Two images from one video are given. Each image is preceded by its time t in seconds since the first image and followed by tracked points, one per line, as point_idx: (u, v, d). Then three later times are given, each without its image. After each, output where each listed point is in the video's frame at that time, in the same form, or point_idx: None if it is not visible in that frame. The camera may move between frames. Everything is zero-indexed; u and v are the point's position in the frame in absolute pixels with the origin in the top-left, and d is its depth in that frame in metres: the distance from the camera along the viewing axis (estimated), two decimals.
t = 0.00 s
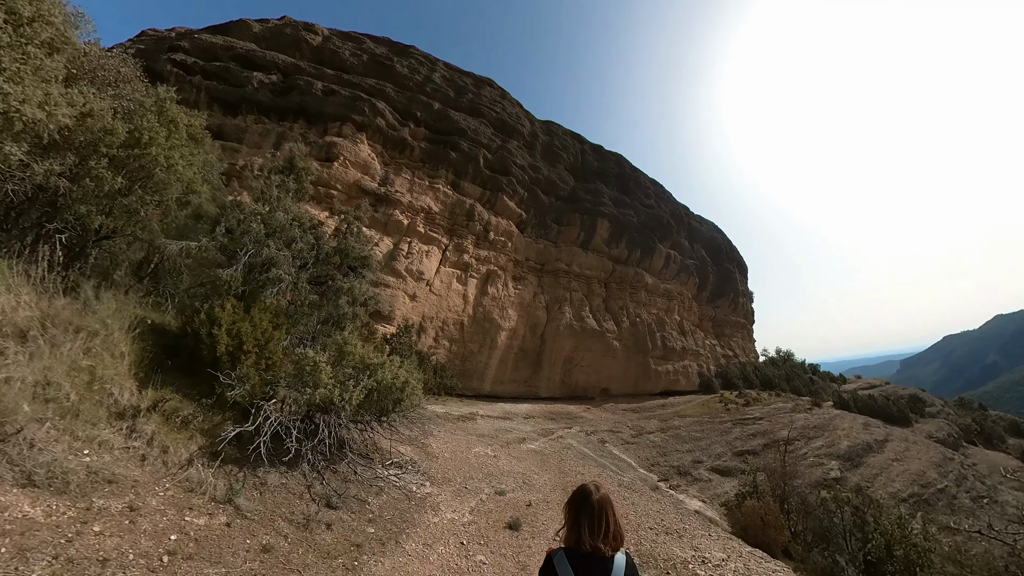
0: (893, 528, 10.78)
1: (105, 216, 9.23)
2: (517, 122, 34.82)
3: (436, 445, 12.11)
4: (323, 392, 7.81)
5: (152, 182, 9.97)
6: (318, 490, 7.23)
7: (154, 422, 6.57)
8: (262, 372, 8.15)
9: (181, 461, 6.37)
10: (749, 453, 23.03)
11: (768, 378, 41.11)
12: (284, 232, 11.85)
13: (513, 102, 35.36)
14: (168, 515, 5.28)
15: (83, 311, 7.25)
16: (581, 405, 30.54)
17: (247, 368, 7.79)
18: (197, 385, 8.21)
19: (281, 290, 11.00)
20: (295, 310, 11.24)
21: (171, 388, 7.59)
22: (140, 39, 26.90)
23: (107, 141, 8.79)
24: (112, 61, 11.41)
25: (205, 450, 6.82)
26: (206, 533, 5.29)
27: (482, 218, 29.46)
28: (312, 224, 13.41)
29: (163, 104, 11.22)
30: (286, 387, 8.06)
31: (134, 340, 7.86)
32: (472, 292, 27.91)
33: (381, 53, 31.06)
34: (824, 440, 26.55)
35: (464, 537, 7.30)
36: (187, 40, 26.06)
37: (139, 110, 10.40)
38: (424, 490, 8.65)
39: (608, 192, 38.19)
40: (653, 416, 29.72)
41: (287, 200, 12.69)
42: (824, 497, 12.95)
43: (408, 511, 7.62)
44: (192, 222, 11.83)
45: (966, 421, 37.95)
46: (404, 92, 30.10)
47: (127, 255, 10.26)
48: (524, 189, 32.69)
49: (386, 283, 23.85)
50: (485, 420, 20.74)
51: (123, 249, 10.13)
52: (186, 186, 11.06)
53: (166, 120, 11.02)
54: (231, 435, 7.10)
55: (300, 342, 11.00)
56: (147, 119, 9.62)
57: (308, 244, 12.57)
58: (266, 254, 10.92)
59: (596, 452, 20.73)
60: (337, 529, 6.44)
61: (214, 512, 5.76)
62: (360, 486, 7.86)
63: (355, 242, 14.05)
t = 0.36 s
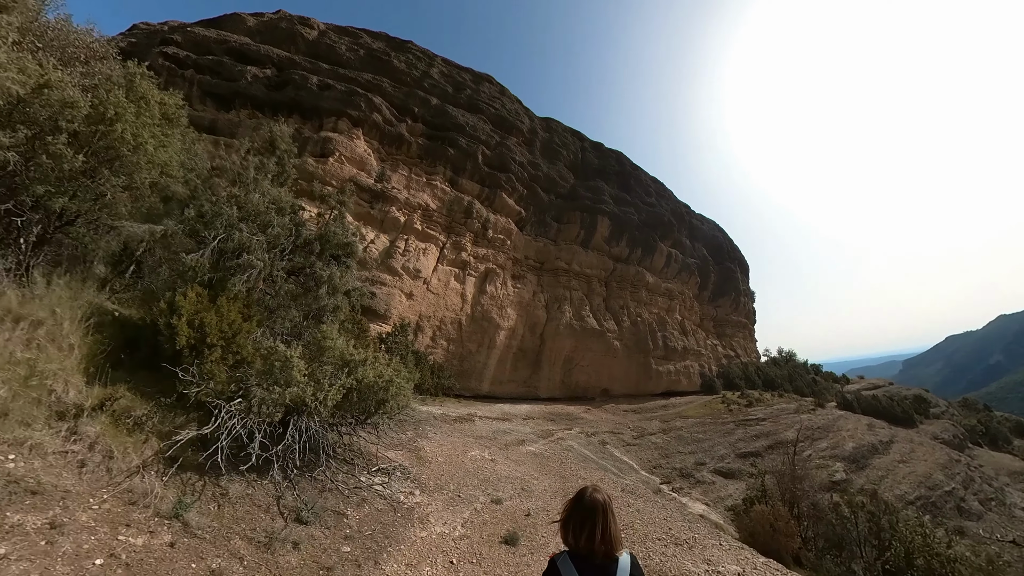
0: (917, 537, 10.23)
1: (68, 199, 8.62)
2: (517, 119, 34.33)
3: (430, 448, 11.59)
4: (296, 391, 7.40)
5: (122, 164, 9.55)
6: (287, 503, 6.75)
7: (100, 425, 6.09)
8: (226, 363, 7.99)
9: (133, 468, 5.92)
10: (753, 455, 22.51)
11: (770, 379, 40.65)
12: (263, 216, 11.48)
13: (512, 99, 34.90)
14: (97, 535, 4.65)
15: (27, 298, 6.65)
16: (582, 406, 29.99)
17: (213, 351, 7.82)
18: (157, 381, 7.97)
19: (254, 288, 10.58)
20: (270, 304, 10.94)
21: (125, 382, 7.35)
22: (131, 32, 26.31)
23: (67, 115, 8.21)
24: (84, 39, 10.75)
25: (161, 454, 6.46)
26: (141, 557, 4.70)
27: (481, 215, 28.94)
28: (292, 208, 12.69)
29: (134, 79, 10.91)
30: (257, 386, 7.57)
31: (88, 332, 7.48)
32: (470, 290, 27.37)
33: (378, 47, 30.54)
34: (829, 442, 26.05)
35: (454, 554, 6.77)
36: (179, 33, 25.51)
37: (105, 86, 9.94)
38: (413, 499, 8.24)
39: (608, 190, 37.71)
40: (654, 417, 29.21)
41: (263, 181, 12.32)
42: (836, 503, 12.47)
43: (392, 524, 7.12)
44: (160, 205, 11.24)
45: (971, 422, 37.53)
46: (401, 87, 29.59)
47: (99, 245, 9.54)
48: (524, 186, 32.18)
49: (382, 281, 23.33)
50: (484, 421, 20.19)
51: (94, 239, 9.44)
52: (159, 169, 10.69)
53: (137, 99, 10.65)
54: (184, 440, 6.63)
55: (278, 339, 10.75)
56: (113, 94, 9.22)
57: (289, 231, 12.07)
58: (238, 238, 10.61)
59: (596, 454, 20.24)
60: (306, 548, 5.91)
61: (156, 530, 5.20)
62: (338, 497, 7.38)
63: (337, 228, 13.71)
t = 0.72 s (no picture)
0: (939, 545, 9.68)
1: (35, 180, 8.78)
2: (517, 116, 33.91)
3: (425, 450, 11.15)
4: (269, 387, 6.96)
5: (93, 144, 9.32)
6: (257, 512, 6.29)
7: (45, 421, 5.56)
8: (196, 356, 7.66)
9: (83, 470, 5.48)
10: (757, 457, 22.03)
11: (773, 379, 40.20)
12: (243, 197, 11.06)
13: (512, 95, 34.49)
14: (19, 549, 4.13)
15: None
16: (582, 407, 29.51)
17: (180, 340, 7.47)
18: (119, 376, 7.55)
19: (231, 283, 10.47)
20: (251, 299, 10.67)
21: (79, 375, 6.93)
22: (125, 26, 25.85)
23: (29, 86, 7.98)
24: (58, 14, 10.37)
25: (117, 457, 6.02)
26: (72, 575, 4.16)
27: (480, 213, 28.49)
28: (275, 192, 12.58)
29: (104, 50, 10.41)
30: (227, 380, 7.24)
31: (44, 321, 7.09)
32: (469, 289, 26.92)
33: (376, 42, 30.13)
34: (833, 443, 25.58)
35: (447, 570, 6.30)
36: (174, 27, 25.11)
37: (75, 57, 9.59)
38: (404, 506, 7.81)
39: (610, 188, 37.30)
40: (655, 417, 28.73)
41: (244, 162, 11.82)
42: (848, 507, 11.97)
43: (377, 535, 6.64)
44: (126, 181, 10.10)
45: (976, 423, 37.07)
46: (399, 82, 29.17)
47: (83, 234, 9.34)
48: (524, 184, 31.75)
49: (379, 279, 22.90)
50: (483, 422, 19.69)
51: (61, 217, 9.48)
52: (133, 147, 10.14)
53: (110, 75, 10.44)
54: (140, 435, 6.26)
55: (262, 331, 10.34)
56: (83, 66, 8.92)
57: (273, 217, 11.79)
58: (211, 221, 10.01)
59: (597, 455, 19.81)
60: (273, 565, 5.42)
61: (94, 544, 4.67)
62: (318, 505, 6.93)
63: (321, 212, 13.17)
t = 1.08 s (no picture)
0: (960, 554, 9.17)
1: None
2: (517, 112, 33.48)
3: (417, 452, 10.71)
4: (228, 379, 6.51)
5: (59, 119, 9.20)
6: (212, 522, 5.77)
7: None
8: (154, 346, 7.19)
9: (17, 467, 5.12)
10: (759, 459, 21.55)
11: (775, 380, 39.71)
12: (216, 175, 10.60)
13: (512, 91, 34.06)
14: None
15: None
16: (582, 408, 28.99)
17: (134, 326, 7.02)
18: (69, 367, 7.08)
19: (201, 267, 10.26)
20: (223, 289, 10.16)
21: (21, 363, 6.44)
22: (119, 18, 25.39)
23: None
24: None
25: (57, 458, 5.54)
26: None
27: (479, 210, 28.06)
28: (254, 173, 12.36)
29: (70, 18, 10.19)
30: (184, 370, 6.89)
31: None
32: (467, 287, 26.46)
33: (374, 37, 29.69)
34: (838, 445, 25.08)
35: None
36: (168, 19, 24.68)
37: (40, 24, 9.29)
38: (388, 513, 7.33)
39: (611, 186, 36.87)
40: (656, 419, 28.22)
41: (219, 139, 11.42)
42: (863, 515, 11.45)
43: (352, 547, 6.13)
44: (93, 155, 9.62)
45: (981, 426, 36.58)
46: (398, 77, 28.74)
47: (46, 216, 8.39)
48: (523, 181, 31.32)
49: (375, 276, 22.42)
50: (480, 422, 19.25)
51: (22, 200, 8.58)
52: (103, 123, 9.83)
53: (78, 47, 10.11)
54: (81, 427, 5.81)
55: (235, 321, 9.58)
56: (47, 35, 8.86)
57: (249, 199, 11.40)
58: (173, 197, 9.44)
59: (597, 457, 19.33)
60: None
61: (2, 556, 4.16)
62: (285, 514, 6.42)
63: (299, 192, 12.96)
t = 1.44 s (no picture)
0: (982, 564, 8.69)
1: None
2: (516, 109, 33.06)
3: (408, 457, 10.28)
4: (176, 375, 6.09)
5: (13, 93, 9.06)
6: (152, 540, 5.26)
7: None
8: (99, 337, 6.72)
9: None
10: (763, 461, 21.05)
11: (778, 381, 39.24)
12: (180, 152, 10.07)
13: (511, 88, 33.63)
14: None
15: None
16: (582, 409, 28.47)
17: (77, 315, 6.53)
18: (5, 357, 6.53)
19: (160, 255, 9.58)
20: (185, 273, 9.64)
21: None
22: (111, 11, 24.91)
23: None
24: None
25: None
26: None
27: (477, 207, 27.61)
28: (226, 153, 11.65)
29: None
30: (129, 364, 6.27)
31: None
32: (465, 286, 25.96)
33: (371, 32, 29.24)
34: (844, 447, 24.59)
35: None
36: (160, 12, 24.21)
37: None
38: (367, 526, 6.83)
39: (611, 184, 36.43)
40: (657, 420, 27.70)
41: (187, 115, 10.90)
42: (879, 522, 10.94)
43: (322, 567, 5.61)
44: (47, 133, 9.11)
45: (987, 427, 36.08)
46: (395, 72, 28.29)
47: None
48: (522, 178, 30.87)
49: (370, 274, 21.92)
50: (477, 424, 18.78)
51: None
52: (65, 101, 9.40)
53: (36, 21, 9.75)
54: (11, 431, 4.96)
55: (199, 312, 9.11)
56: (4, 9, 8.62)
57: (217, 179, 10.89)
58: (129, 173, 8.94)
59: (598, 459, 18.84)
60: None
61: None
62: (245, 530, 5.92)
63: (273, 172, 12.66)
